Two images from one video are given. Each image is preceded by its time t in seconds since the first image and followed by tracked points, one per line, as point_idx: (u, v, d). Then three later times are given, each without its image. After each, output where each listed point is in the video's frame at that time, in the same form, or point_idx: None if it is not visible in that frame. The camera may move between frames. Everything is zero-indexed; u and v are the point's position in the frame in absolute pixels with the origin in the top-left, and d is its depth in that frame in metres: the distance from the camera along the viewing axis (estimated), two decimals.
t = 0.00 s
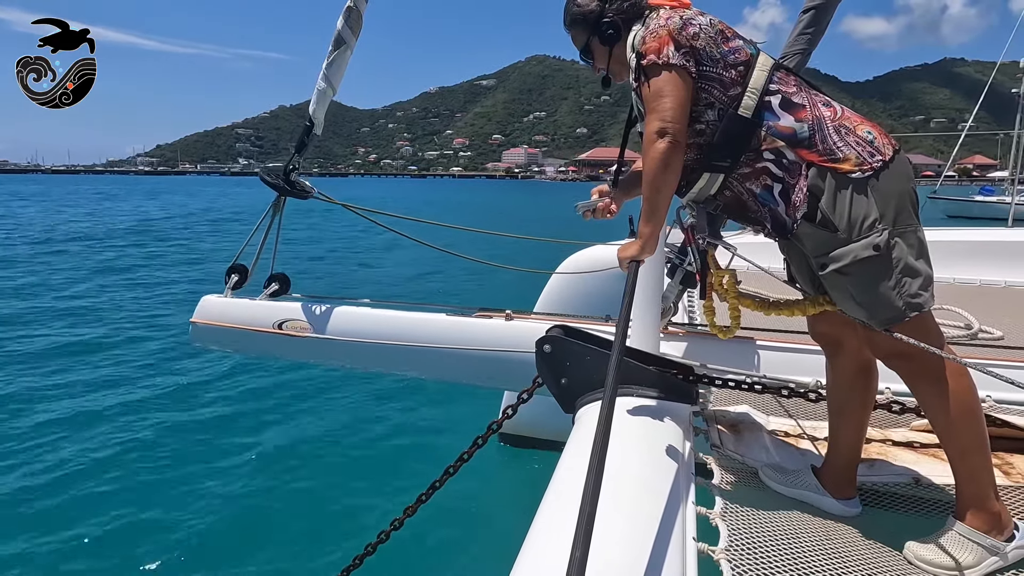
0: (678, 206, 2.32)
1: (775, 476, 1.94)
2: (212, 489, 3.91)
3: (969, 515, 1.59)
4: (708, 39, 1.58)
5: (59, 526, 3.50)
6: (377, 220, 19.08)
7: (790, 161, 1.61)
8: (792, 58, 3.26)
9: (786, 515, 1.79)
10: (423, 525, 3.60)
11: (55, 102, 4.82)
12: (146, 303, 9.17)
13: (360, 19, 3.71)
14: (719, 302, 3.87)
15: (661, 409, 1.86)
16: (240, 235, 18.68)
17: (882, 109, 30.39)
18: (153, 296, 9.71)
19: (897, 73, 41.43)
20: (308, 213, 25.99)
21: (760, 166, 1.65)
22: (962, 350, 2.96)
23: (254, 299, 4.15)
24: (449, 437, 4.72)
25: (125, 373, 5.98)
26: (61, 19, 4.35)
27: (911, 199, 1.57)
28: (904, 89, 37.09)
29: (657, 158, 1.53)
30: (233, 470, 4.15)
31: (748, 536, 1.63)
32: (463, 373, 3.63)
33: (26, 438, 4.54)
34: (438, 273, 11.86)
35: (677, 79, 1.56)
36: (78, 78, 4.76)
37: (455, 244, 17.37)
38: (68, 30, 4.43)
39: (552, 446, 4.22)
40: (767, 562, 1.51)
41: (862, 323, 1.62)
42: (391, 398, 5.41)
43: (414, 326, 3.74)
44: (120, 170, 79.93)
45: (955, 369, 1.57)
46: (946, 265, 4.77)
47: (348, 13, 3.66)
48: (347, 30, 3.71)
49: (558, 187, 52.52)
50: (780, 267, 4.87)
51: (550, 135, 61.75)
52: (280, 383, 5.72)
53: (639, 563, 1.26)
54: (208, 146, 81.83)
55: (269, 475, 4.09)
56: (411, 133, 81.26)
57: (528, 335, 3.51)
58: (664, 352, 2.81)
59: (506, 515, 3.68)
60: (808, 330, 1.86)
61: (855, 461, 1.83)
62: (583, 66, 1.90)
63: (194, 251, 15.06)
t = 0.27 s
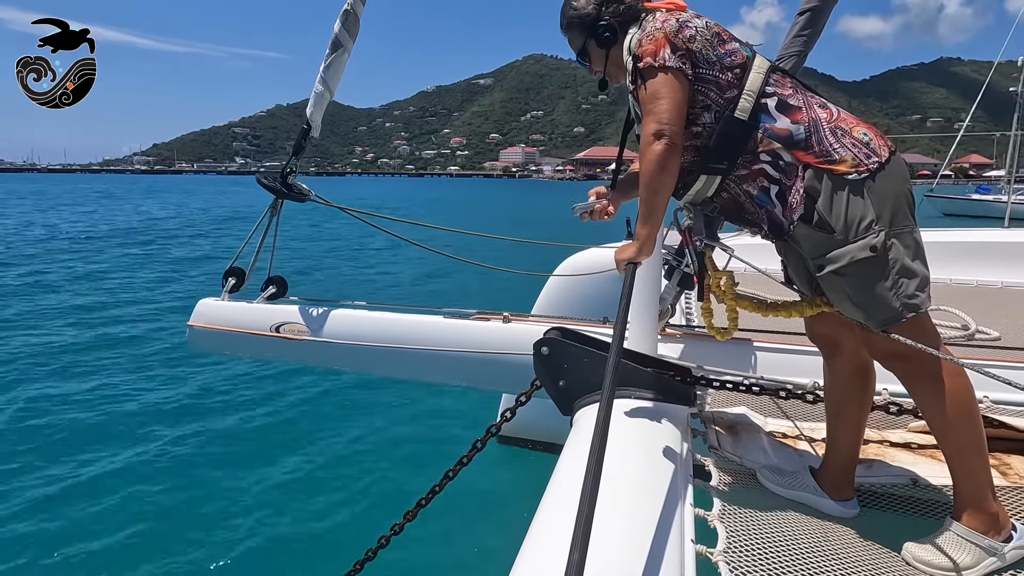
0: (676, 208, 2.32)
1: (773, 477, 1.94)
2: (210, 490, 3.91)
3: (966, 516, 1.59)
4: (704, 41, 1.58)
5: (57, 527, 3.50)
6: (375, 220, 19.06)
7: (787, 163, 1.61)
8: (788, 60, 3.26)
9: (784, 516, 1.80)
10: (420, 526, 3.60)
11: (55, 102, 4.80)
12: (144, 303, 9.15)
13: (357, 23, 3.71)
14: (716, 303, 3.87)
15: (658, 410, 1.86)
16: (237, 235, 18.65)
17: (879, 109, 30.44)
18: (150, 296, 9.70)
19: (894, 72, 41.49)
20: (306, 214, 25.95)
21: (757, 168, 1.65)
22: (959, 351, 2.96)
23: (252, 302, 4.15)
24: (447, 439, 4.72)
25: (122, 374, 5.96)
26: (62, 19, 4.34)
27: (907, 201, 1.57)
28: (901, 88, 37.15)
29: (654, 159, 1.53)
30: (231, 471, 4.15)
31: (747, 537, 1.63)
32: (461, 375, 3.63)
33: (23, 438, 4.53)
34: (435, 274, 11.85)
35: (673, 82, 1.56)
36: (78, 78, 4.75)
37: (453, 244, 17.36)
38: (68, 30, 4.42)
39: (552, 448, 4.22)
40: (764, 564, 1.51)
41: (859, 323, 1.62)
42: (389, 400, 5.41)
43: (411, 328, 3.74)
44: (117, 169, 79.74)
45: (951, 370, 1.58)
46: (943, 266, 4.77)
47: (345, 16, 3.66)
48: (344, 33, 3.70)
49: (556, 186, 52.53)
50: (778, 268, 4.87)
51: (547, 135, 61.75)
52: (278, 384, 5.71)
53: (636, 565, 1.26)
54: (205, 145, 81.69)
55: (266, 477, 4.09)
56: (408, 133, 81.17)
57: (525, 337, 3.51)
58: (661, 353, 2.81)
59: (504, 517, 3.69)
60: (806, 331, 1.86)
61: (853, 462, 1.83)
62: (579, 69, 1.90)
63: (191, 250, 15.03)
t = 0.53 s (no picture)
0: (674, 209, 2.32)
1: (772, 478, 1.95)
2: (209, 492, 3.91)
3: (966, 515, 1.59)
4: (703, 42, 1.58)
5: (56, 529, 3.49)
6: (372, 219, 19.04)
7: (785, 164, 1.61)
8: (786, 60, 3.26)
9: (783, 517, 1.80)
10: (419, 527, 3.61)
11: (56, 102, 4.79)
12: (142, 303, 9.12)
13: (355, 25, 3.70)
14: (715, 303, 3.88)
15: (656, 411, 1.86)
16: (235, 235, 18.62)
17: (875, 108, 30.50)
18: (149, 296, 9.68)
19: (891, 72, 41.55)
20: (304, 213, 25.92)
21: (756, 169, 1.65)
22: (958, 351, 2.96)
23: (250, 304, 4.14)
24: (445, 440, 4.71)
25: (121, 375, 5.95)
26: (62, 20, 4.32)
27: (906, 201, 1.57)
28: (898, 88, 37.21)
29: (653, 160, 1.53)
30: (230, 473, 4.14)
31: (747, 538, 1.63)
32: (459, 376, 3.63)
33: (21, 439, 4.52)
34: (433, 274, 11.84)
35: (672, 82, 1.56)
36: (78, 78, 4.73)
37: (450, 244, 17.35)
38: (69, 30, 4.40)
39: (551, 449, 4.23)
40: (765, 564, 1.51)
41: (858, 324, 1.62)
42: (387, 400, 5.41)
43: (409, 329, 3.73)
44: (114, 168, 79.59)
45: (950, 370, 1.58)
46: (941, 266, 4.78)
47: (343, 19, 3.65)
48: (342, 36, 3.70)
49: (553, 185, 52.56)
50: (776, 269, 4.88)
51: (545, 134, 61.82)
52: (276, 385, 5.71)
53: (636, 565, 1.26)
54: (202, 144, 81.56)
55: (265, 479, 4.08)
56: (406, 132, 81.08)
57: (524, 339, 3.50)
58: (659, 354, 2.81)
59: (502, 518, 3.69)
60: (805, 332, 1.86)
61: (852, 463, 1.83)
62: (578, 71, 1.90)
63: (189, 250, 15.01)
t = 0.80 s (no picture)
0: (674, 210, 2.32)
1: (772, 478, 1.95)
2: (209, 493, 3.91)
3: (965, 515, 1.60)
4: (701, 44, 1.58)
5: (55, 531, 3.49)
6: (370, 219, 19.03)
7: (784, 165, 1.61)
8: (784, 61, 3.27)
9: (782, 517, 1.80)
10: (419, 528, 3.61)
11: (55, 102, 4.77)
12: (140, 303, 9.11)
13: (354, 27, 3.70)
14: (713, 304, 3.88)
15: (656, 411, 1.86)
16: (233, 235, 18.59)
17: (873, 108, 30.56)
18: (147, 296, 9.67)
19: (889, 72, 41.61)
20: (302, 213, 25.89)
21: (755, 169, 1.65)
22: (956, 351, 2.97)
23: (249, 306, 4.13)
24: (444, 441, 4.72)
25: (119, 375, 5.94)
26: (62, 20, 4.31)
27: (904, 201, 1.58)
28: (895, 87, 37.26)
29: (652, 161, 1.53)
30: (229, 474, 4.14)
31: (747, 538, 1.64)
32: (459, 377, 3.63)
33: (20, 439, 4.51)
34: (432, 274, 11.85)
35: (671, 83, 1.56)
36: (78, 78, 4.72)
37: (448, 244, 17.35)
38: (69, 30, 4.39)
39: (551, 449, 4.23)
40: (764, 564, 1.51)
41: (857, 325, 1.62)
42: (386, 400, 5.41)
43: (408, 330, 3.73)
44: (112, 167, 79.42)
45: (948, 370, 1.58)
46: (939, 266, 4.79)
47: (342, 20, 3.64)
48: (341, 37, 3.69)
49: (551, 185, 52.57)
50: (774, 269, 4.88)
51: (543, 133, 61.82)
52: (275, 385, 5.71)
53: (637, 565, 1.26)
54: (200, 143, 81.45)
55: (264, 480, 4.09)
56: (404, 131, 81.04)
57: (523, 340, 3.50)
58: (658, 355, 2.81)
59: (502, 518, 3.69)
60: (804, 332, 1.87)
61: (852, 463, 1.84)
62: (576, 72, 1.90)
63: (187, 250, 14.97)
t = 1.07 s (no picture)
0: (673, 209, 2.32)
1: (771, 477, 1.95)
2: (208, 493, 3.90)
3: (963, 513, 1.60)
4: (700, 43, 1.58)
5: (54, 530, 3.48)
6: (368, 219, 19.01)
7: (782, 164, 1.61)
8: (782, 61, 3.27)
9: (782, 516, 1.80)
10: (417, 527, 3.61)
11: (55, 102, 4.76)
12: (138, 303, 9.09)
13: (353, 26, 3.69)
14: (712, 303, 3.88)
15: (655, 411, 1.86)
16: (231, 235, 18.57)
17: (870, 109, 30.62)
18: (145, 296, 9.65)
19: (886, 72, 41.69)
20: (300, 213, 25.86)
21: (754, 169, 1.65)
22: (955, 350, 2.98)
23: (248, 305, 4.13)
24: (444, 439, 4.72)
25: (118, 375, 5.93)
26: (62, 20, 4.30)
27: (902, 201, 1.58)
28: (893, 88, 37.33)
29: (650, 161, 1.53)
30: (227, 474, 4.13)
31: (746, 537, 1.63)
32: (457, 376, 3.63)
33: (18, 439, 4.51)
34: (431, 274, 11.85)
35: (670, 83, 1.56)
36: (78, 78, 4.71)
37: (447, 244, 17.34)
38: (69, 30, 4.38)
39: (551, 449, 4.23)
40: (764, 563, 1.51)
41: (856, 324, 1.62)
42: (385, 400, 5.40)
43: (406, 330, 3.73)
44: (110, 167, 79.24)
45: (946, 369, 1.58)
46: (937, 266, 4.80)
47: (341, 20, 3.64)
48: (340, 37, 3.69)
49: (549, 185, 52.57)
50: (773, 268, 4.89)
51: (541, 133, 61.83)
52: (273, 385, 5.70)
53: (636, 564, 1.26)
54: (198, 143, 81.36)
55: (262, 478, 4.08)
56: (402, 131, 80.99)
57: (523, 339, 3.50)
58: (657, 354, 2.81)
59: (500, 517, 3.69)
60: (802, 332, 1.87)
61: (851, 462, 1.84)
62: (575, 72, 1.91)
63: (185, 250, 14.95)
